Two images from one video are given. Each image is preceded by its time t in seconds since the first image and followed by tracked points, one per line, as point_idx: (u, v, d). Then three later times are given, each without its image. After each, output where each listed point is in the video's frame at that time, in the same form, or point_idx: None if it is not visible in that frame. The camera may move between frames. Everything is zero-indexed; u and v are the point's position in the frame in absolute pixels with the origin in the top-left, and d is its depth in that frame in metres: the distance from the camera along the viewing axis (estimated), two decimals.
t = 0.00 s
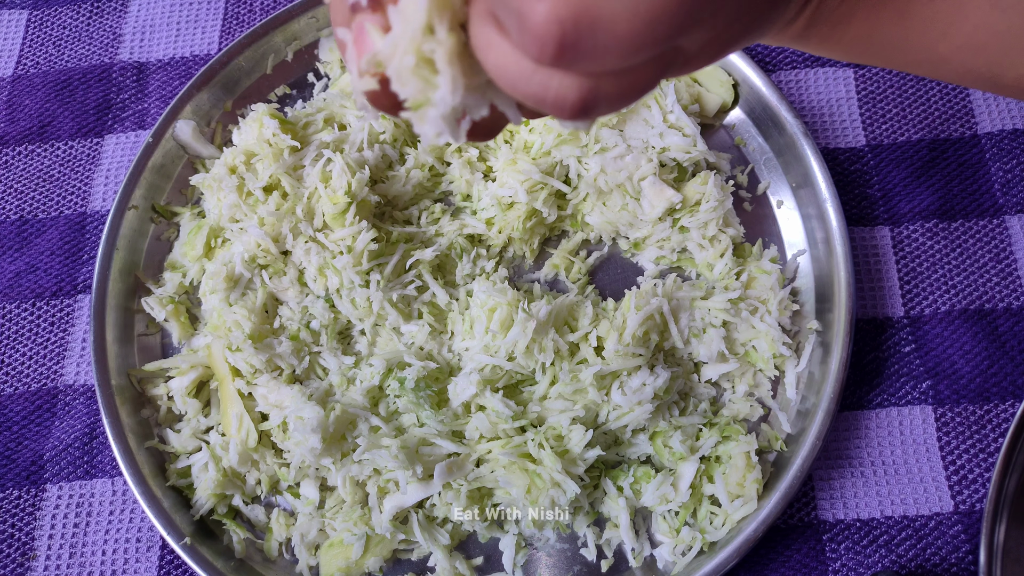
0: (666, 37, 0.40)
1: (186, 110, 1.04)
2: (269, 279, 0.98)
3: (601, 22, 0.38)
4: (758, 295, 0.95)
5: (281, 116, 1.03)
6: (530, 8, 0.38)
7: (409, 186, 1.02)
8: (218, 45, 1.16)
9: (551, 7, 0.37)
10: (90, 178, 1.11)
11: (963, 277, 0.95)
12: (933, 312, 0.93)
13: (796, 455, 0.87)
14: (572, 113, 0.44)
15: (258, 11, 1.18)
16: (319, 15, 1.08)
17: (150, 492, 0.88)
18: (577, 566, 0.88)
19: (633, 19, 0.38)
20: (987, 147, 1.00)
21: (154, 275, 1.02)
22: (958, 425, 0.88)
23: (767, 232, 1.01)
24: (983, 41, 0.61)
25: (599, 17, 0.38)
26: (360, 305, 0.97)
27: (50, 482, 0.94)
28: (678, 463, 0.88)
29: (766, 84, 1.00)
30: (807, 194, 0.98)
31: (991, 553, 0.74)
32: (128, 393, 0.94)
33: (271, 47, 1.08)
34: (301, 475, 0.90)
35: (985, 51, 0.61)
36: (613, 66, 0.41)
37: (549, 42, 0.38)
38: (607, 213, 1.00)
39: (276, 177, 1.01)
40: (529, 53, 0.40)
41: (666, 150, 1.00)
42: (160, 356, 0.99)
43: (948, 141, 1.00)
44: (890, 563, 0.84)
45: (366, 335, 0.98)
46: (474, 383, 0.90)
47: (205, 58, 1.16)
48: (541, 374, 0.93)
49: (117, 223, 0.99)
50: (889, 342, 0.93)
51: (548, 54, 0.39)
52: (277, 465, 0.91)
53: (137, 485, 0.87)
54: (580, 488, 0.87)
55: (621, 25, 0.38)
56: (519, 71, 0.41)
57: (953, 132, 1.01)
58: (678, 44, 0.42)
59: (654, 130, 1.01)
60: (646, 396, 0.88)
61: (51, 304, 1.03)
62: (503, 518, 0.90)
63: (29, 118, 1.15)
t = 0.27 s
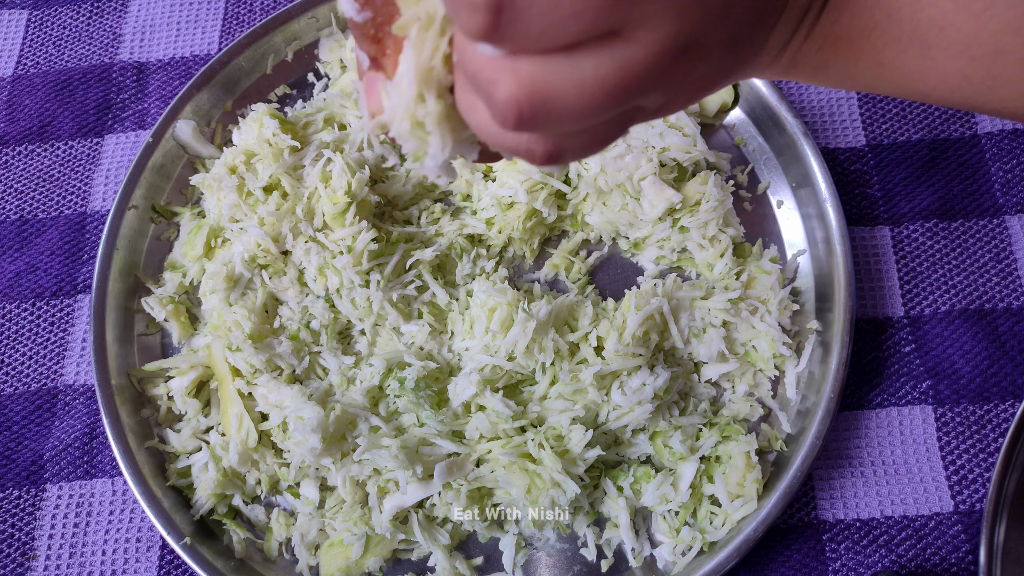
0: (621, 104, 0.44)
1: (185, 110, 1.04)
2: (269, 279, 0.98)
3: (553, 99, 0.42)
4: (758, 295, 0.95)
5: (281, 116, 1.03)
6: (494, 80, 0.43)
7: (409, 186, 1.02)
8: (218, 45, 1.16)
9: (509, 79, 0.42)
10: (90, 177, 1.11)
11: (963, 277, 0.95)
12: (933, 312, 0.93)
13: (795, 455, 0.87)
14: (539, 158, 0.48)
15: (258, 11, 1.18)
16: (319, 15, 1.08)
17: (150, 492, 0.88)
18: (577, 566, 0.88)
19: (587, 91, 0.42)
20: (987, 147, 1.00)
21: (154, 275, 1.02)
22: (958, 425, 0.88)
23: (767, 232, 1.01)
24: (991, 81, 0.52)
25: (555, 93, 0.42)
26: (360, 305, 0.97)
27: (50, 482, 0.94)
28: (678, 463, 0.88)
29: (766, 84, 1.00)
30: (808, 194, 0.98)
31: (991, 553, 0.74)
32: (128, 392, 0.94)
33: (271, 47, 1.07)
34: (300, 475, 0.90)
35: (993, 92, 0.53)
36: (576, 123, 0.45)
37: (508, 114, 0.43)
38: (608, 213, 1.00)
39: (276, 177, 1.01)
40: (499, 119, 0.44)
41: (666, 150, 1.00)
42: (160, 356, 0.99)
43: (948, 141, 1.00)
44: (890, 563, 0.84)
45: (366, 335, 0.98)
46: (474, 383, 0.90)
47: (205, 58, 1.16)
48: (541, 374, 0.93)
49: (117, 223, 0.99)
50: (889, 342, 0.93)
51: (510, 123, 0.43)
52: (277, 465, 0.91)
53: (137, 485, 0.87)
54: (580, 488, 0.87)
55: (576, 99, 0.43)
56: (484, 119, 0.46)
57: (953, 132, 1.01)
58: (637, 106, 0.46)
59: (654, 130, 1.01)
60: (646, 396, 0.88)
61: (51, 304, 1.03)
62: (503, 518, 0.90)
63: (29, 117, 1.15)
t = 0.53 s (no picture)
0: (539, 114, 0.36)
1: (185, 110, 1.04)
2: (269, 279, 0.98)
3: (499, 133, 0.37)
4: (758, 295, 0.95)
5: (281, 116, 1.03)
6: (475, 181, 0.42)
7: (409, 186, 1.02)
8: (218, 45, 1.16)
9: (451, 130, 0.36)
10: (90, 177, 1.11)
11: (963, 277, 0.95)
12: (933, 312, 0.93)
13: (795, 454, 0.87)
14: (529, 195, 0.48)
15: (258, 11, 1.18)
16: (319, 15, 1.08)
17: (150, 492, 0.88)
18: (577, 566, 0.88)
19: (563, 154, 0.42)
20: (987, 147, 1.00)
21: (154, 275, 1.02)
22: (958, 425, 0.88)
23: (767, 232, 1.01)
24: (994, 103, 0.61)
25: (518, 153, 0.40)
26: (360, 305, 0.97)
27: (50, 482, 0.94)
28: (678, 463, 0.88)
29: (766, 84, 1.00)
30: (808, 194, 0.98)
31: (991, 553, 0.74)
32: (128, 392, 0.94)
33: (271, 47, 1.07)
34: (300, 475, 0.90)
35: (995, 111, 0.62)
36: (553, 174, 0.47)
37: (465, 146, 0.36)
38: (608, 213, 0.99)
39: (277, 177, 1.01)
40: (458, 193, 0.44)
41: (666, 150, 1.01)
42: (160, 356, 0.99)
43: (948, 141, 1.00)
44: (890, 563, 0.84)
45: (366, 335, 0.98)
46: (474, 383, 0.90)
47: (205, 58, 1.16)
48: (542, 374, 0.93)
49: (117, 223, 0.99)
50: (889, 342, 0.93)
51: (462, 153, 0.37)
52: (277, 465, 0.91)
53: (137, 485, 0.87)
54: (581, 488, 0.87)
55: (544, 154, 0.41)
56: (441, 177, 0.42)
57: (953, 132, 1.01)
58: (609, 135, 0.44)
59: (654, 130, 1.01)
60: (646, 396, 0.88)
61: (51, 304, 1.03)
62: (503, 518, 0.90)
63: (29, 117, 1.15)
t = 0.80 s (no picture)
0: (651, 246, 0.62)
1: (185, 110, 1.04)
2: (269, 279, 0.98)
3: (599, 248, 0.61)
4: (758, 295, 0.95)
5: (281, 116, 1.03)
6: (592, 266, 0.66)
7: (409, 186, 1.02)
8: (218, 45, 1.16)
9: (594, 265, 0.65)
10: (90, 177, 1.11)
11: (963, 277, 0.95)
12: (933, 312, 0.93)
13: (795, 455, 0.87)
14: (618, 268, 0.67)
15: (258, 11, 1.18)
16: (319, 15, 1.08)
17: (150, 492, 0.88)
18: (577, 566, 0.88)
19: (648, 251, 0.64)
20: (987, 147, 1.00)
21: (154, 275, 1.02)
22: (958, 425, 0.88)
23: (767, 232, 1.01)
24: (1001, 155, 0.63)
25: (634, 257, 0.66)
26: (360, 305, 0.97)
27: (49, 482, 0.94)
28: (678, 463, 0.88)
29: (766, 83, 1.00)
30: (807, 194, 0.98)
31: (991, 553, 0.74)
32: (128, 392, 0.94)
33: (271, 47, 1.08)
34: (301, 475, 0.90)
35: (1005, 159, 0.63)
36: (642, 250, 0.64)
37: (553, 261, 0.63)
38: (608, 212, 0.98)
39: (277, 177, 1.01)
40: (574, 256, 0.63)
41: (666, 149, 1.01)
42: (160, 356, 0.99)
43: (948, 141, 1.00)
44: (891, 563, 0.84)
45: (366, 335, 0.98)
46: (474, 383, 0.90)
47: (205, 58, 1.16)
48: (541, 374, 0.93)
49: (117, 222, 0.99)
50: (889, 342, 0.93)
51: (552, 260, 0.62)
52: (277, 465, 0.91)
53: (137, 485, 0.87)
54: (581, 488, 0.87)
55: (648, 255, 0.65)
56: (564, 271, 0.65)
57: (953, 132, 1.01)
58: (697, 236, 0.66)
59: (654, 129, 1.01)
60: (646, 396, 0.88)
61: (51, 304, 1.03)
62: (503, 518, 0.90)
63: (29, 117, 1.15)
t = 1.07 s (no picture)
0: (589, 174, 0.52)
1: (185, 110, 1.04)
2: (269, 279, 0.98)
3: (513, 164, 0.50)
4: (758, 295, 0.95)
5: (281, 116, 1.03)
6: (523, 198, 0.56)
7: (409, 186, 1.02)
8: (218, 45, 1.16)
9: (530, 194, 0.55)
10: (90, 177, 1.11)
11: (963, 277, 0.95)
12: (933, 312, 0.93)
13: (795, 454, 0.87)
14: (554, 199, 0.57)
15: (258, 11, 1.18)
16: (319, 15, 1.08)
17: (150, 491, 0.88)
18: (577, 566, 0.88)
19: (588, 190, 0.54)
20: (987, 147, 1.00)
21: (154, 275, 1.02)
22: (958, 425, 0.88)
23: (767, 232, 1.01)
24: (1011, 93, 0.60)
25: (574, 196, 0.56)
26: (360, 305, 0.97)
27: (50, 482, 0.94)
28: (678, 463, 0.88)
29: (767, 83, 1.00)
30: (808, 194, 0.98)
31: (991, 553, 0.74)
32: (128, 392, 0.94)
33: (271, 47, 1.08)
34: (300, 475, 0.90)
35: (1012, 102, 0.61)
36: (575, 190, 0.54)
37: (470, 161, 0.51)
38: (608, 212, 0.98)
39: (277, 177, 1.01)
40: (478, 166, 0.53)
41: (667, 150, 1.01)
42: (160, 356, 0.99)
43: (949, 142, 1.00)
44: (890, 563, 0.84)
45: (366, 335, 0.98)
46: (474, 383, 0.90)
47: (205, 58, 1.16)
48: (541, 374, 0.93)
49: (117, 223, 0.99)
50: (889, 342, 0.93)
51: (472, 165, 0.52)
52: (277, 465, 0.91)
53: (137, 485, 0.87)
54: (581, 488, 0.87)
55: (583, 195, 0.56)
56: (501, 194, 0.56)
57: (953, 133, 1.01)
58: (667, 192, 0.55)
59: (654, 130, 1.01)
60: (646, 396, 0.88)
61: (51, 304, 1.03)
62: (503, 518, 0.90)
63: (29, 118, 1.15)
